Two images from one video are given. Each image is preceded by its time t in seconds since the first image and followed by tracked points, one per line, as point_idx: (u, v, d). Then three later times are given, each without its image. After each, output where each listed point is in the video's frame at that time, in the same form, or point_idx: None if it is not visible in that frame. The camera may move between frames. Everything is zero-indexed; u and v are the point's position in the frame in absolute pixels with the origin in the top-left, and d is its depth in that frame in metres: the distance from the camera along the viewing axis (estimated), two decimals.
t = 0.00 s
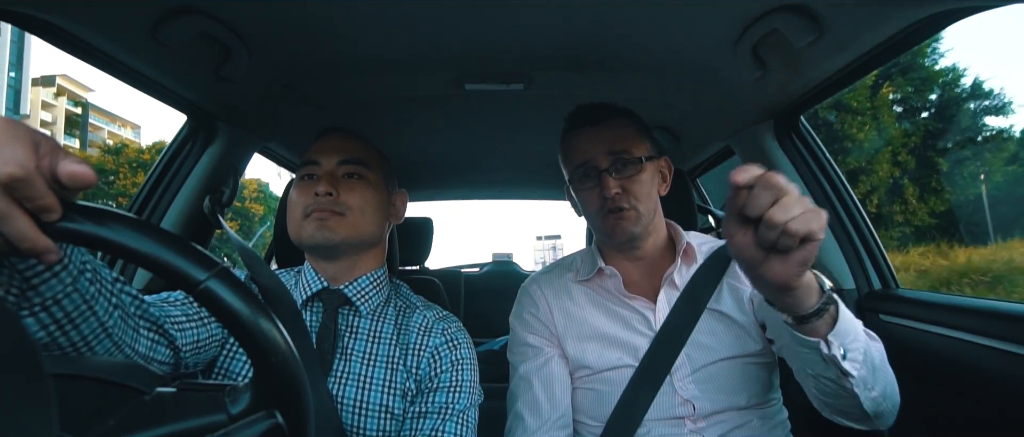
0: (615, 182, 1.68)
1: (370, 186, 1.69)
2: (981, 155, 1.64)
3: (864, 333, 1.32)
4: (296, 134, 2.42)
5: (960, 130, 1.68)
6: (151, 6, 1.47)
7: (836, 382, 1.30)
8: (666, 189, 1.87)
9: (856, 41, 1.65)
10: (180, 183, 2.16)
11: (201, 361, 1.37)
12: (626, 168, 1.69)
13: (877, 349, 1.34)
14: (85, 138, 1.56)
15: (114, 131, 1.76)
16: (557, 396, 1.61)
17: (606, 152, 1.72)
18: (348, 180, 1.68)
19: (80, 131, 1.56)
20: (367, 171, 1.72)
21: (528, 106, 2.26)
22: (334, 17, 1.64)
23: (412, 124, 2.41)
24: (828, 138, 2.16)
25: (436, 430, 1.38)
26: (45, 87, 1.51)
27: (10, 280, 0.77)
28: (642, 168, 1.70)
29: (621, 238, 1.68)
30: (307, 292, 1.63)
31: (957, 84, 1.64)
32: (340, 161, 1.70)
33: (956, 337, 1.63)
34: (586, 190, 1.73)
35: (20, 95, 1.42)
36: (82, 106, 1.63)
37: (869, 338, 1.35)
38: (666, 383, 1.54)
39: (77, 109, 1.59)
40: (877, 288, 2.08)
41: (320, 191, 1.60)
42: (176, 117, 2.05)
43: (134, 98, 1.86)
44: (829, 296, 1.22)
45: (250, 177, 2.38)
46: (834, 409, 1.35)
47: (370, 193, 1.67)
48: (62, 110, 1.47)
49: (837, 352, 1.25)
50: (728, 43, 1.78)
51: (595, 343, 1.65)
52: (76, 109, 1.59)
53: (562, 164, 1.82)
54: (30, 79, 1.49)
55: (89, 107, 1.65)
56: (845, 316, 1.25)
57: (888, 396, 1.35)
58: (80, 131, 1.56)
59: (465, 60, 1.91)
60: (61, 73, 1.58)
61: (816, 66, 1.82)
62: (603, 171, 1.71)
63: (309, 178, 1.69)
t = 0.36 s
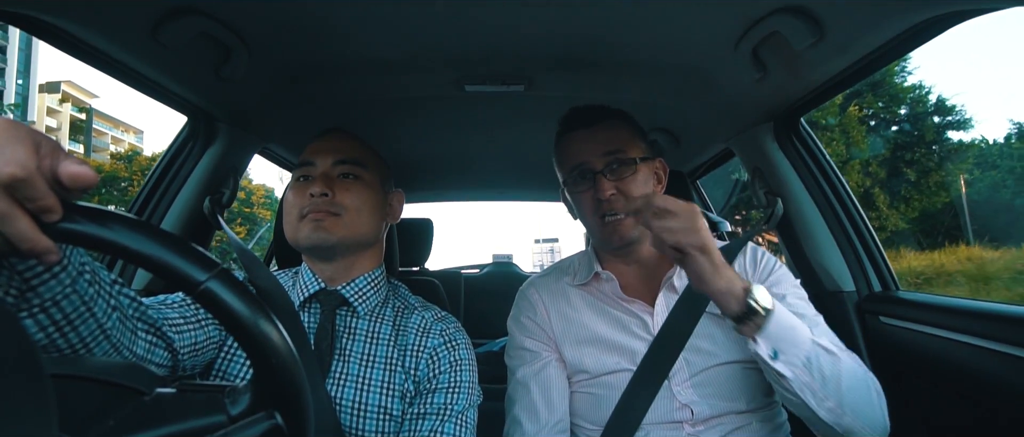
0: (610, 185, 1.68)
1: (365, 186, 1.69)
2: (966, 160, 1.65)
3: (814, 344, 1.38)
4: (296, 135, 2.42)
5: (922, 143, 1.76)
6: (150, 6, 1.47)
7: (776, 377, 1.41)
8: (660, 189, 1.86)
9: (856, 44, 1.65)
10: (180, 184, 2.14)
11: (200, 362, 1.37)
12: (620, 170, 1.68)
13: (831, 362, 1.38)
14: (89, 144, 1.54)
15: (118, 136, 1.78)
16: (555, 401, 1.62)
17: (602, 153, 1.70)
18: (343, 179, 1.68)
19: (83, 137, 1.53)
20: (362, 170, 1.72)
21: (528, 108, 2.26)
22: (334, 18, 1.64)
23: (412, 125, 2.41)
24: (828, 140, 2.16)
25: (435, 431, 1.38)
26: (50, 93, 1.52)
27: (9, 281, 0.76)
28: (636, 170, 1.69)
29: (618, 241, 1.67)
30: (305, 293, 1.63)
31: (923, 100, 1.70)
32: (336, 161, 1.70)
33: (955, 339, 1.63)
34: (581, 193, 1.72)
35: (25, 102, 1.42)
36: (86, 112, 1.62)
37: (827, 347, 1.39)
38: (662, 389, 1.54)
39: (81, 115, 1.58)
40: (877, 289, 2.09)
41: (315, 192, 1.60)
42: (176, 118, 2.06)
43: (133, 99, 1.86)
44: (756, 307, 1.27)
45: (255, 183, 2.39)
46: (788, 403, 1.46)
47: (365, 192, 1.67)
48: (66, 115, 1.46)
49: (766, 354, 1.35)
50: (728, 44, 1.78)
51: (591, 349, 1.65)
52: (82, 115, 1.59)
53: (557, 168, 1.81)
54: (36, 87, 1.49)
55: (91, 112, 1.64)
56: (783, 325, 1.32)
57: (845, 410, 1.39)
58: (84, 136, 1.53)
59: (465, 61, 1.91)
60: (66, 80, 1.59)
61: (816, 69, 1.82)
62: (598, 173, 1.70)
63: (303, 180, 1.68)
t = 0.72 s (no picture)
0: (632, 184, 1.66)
1: (371, 190, 1.69)
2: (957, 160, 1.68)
3: (780, 320, 1.40)
4: (295, 137, 2.42)
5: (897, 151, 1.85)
6: (149, 11, 1.47)
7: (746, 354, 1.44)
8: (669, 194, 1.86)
9: (854, 44, 1.66)
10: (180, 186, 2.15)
11: (201, 364, 1.37)
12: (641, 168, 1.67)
13: (798, 339, 1.40)
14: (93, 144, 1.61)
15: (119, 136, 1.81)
16: (556, 397, 1.61)
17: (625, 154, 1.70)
18: (350, 183, 1.68)
19: (88, 138, 1.60)
20: (368, 174, 1.72)
21: (527, 109, 2.26)
22: (333, 21, 1.64)
23: (410, 127, 2.41)
24: (826, 140, 2.17)
25: (436, 433, 1.38)
26: (54, 95, 1.56)
27: (19, 284, 0.77)
28: (654, 170, 1.69)
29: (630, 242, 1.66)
30: (307, 296, 1.62)
31: (897, 110, 1.78)
32: (343, 165, 1.70)
33: (954, 338, 1.63)
34: (597, 190, 1.70)
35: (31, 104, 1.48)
36: (89, 112, 1.66)
37: (792, 324, 1.41)
38: (664, 385, 1.55)
39: (83, 115, 1.63)
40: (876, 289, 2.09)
41: (322, 195, 1.60)
42: (176, 122, 2.06)
43: (133, 103, 1.87)
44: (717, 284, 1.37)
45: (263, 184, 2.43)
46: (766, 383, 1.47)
47: (371, 197, 1.67)
48: (71, 117, 1.54)
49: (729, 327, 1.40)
50: (727, 45, 1.78)
51: (593, 346, 1.66)
52: (84, 115, 1.64)
53: (574, 162, 1.80)
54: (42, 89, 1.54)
55: (97, 112, 1.69)
56: (742, 295, 1.38)
57: (811, 385, 1.39)
58: (89, 137, 1.60)
59: (464, 63, 1.91)
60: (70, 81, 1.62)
61: (814, 69, 1.82)
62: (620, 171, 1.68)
63: (309, 182, 1.68)
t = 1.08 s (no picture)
0: (617, 187, 1.65)
1: (365, 184, 1.69)
2: (946, 160, 1.69)
3: (821, 393, 1.30)
4: (294, 134, 2.42)
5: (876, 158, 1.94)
6: (148, 6, 1.46)
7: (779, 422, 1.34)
8: (660, 187, 1.87)
9: (853, 41, 1.66)
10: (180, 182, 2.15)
11: (199, 361, 1.37)
12: (624, 169, 1.67)
13: (834, 409, 1.31)
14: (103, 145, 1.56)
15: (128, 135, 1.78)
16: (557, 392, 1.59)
17: (609, 156, 1.69)
18: (342, 178, 1.66)
19: (90, 135, 1.44)
20: (362, 168, 1.72)
21: (527, 106, 2.26)
22: (332, 17, 1.64)
23: (410, 124, 2.40)
24: (825, 137, 2.17)
25: (435, 429, 1.39)
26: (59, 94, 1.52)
27: (20, 280, 0.77)
28: (639, 169, 1.69)
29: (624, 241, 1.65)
30: (304, 292, 1.61)
31: (875, 116, 1.85)
32: (335, 160, 1.69)
33: (953, 335, 1.64)
34: (585, 192, 1.70)
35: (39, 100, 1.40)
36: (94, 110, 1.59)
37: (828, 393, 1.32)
38: (663, 384, 1.50)
39: (87, 114, 1.49)
40: (875, 284, 2.08)
41: (315, 189, 1.60)
42: (175, 118, 2.06)
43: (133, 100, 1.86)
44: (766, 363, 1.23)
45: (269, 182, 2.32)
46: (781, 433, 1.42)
47: (365, 191, 1.67)
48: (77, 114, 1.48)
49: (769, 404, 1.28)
50: (726, 42, 1.78)
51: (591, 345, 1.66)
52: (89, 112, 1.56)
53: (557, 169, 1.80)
54: (49, 88, 1.49)
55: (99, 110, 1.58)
56: (790, 377, 1.25)
57: None
58: (91, 134, 1.45)
59: (463, 59, 1.91)
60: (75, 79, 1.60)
61: (814, 66, 1.82)
62: (604, 173, 1.68)
63: (301, 178, 1.67)
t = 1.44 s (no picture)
0: (623, 182, 1.66)
1: (368, 186, 1.69)
2: (937, 164, 1.71)
3: (836, 415, 1.36)
4: (294, 134, 2.41)
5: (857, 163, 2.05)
6: (147, 6, 1.46)
7: None
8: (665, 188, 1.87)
9: (852, 40, 1.66)
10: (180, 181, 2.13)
11: (198, 360, 1.37)
12: (631, 165, 1.68)
13: (845, 428, 1.38)
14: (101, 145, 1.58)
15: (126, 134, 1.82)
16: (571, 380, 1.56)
17: (614, 152, 1.69)
18: (345, 179, 1.67)
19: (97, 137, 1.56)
20: (364, 169, 1.72)
21: (526, 105, 2.26)
22: (332, 17, 1.64)
23: (409, 123, 2.40)
24: (825, 137, 2.17)
25: (434, 429, 1.38)
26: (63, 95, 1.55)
27: (19, 279, 0.77)
28: (646, 166, 1.70)
29: (627, 239, 1.68)
30: (303, 292, 1.62)
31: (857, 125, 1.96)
32: (337, 160, 1.69)
33: (952, 335, 1.63)
34: (589, 188, 1.70)
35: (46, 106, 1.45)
36: (98, 112, 1.64)
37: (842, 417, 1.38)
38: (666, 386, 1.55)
39: (92, 115, 1.60)
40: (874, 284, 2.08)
41: (318, 189, 1.60)
42: (174, 118, 2.05)
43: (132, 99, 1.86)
44: (801, 389, 1.26)
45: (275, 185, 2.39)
46: None
47: (368, 192, 1.67)
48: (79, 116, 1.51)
49: (791, 428, 1.32)
50: (725, 41, 1.78)
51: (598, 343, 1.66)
52: (93, 115, 1.61)
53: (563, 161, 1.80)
54: (55, 90, 1.55)
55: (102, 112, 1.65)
56: (815, 403, 1.28)
57: None
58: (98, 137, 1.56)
59: (463, 59, 1.91)
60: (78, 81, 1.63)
61: (814, 65, 1.82)
62: (611, 169, 1.68)
63: (305, 177, 1.68)
